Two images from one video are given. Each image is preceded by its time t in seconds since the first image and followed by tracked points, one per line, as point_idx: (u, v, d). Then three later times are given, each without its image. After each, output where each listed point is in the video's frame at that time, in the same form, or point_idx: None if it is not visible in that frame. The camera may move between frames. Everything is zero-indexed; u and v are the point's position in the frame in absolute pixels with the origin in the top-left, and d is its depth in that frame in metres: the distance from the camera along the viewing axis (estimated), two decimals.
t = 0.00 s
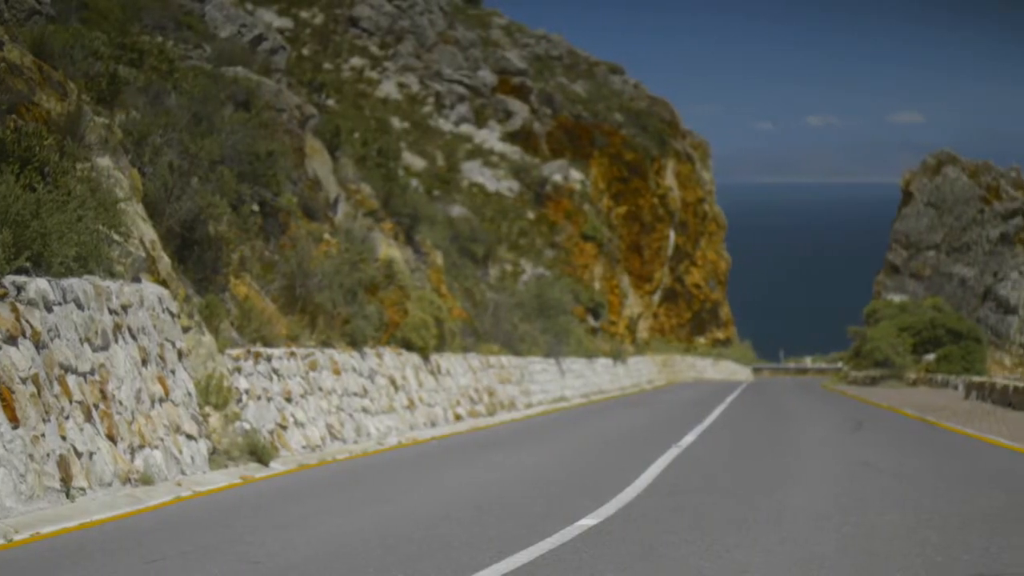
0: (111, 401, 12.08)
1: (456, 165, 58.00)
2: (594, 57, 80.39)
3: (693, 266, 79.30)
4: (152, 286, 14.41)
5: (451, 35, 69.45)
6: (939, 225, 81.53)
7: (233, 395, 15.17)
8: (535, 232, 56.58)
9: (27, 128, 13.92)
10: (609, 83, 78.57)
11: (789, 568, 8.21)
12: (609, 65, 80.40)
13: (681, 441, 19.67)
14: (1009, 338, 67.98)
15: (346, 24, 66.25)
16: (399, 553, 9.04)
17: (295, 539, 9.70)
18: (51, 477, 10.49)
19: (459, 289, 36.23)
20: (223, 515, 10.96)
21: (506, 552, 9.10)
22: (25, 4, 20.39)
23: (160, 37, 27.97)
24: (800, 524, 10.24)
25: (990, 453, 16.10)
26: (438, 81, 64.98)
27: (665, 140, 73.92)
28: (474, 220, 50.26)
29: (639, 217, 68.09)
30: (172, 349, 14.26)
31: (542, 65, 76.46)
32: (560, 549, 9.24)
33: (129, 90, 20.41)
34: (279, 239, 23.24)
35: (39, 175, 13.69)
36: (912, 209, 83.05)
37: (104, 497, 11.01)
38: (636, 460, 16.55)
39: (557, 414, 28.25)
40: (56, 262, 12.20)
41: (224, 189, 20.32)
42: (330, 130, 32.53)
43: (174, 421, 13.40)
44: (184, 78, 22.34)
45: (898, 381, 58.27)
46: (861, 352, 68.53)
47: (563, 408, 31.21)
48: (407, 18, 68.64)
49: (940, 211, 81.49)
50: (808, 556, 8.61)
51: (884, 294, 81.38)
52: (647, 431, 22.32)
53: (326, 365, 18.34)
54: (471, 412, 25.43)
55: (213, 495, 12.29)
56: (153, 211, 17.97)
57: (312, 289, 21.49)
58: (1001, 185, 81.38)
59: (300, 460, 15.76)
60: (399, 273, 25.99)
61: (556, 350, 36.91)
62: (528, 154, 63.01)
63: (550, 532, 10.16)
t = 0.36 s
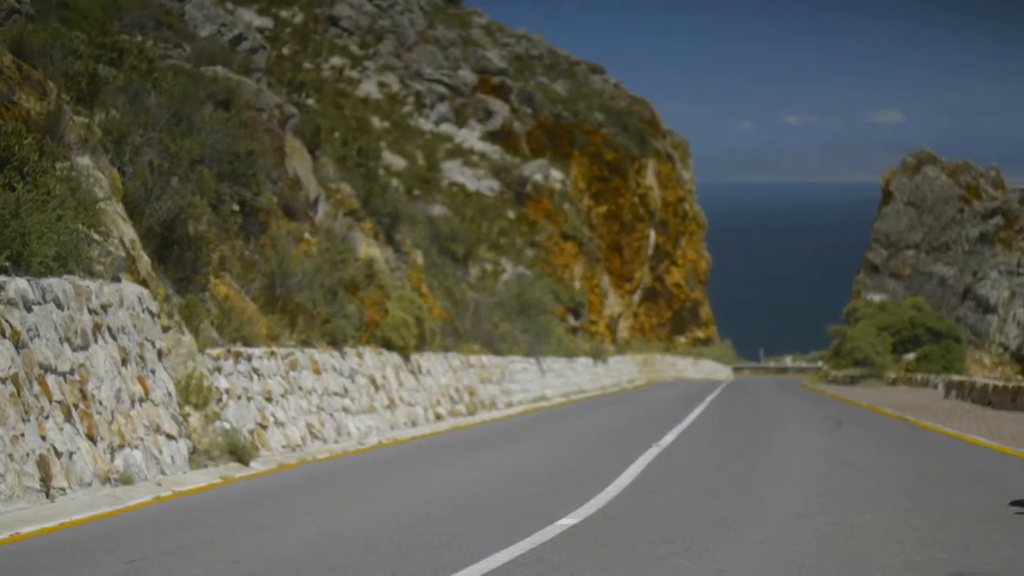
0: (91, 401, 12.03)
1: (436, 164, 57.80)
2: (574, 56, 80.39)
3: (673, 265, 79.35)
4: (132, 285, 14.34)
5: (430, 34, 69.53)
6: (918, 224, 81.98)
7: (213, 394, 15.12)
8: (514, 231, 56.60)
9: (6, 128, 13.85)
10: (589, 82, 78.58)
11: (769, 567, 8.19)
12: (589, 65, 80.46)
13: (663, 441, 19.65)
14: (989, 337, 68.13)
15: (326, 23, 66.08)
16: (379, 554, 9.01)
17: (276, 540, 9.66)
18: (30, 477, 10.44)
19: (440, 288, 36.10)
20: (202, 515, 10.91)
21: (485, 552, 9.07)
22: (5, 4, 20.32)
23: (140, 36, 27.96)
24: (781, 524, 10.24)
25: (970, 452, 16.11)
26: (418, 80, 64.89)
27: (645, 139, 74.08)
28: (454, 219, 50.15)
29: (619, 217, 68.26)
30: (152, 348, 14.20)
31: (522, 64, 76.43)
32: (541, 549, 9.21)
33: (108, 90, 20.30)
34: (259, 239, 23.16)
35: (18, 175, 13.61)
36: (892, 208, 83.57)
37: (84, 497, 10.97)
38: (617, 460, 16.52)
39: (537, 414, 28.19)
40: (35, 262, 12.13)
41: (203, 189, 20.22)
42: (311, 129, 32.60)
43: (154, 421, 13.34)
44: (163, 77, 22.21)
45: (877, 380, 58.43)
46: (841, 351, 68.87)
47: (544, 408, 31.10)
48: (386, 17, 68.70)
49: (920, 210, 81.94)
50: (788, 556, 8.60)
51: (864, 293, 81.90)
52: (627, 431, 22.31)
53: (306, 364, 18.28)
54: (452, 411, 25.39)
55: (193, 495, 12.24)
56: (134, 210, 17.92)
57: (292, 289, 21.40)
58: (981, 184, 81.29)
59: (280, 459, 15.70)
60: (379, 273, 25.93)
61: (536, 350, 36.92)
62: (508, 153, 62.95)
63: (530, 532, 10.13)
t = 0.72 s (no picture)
0: (63, 401, 11.98)
1: (408, 164, 57.72)
2: (546, 56, 80.46)
3: (645, 265, 79.52)
4: (104, 285, 14.29)
5: (402, 34, 69.68)
6: (890, 224, 82.53)
7: (185, 394, 15.09)
8: (487, 231, 56.65)
9: None
10: (560, 82, 78.68)
11: (741, 567, 8.23)
12: (561, 65, 80.58)
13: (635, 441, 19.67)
14: (959, 337, 68.77)
15: (298, 23, 65.90)
16: (352, 553, 9.02)
17: (249, 539, 9.66)
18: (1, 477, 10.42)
19: (412, 288, 36.05)
20: (175, 515, 10.89)
21: (457, 552, 9.08)
22: None
23: (112, 36, 27.86)
24: (753, 523, 10.28)
25: (940, 451, 16.22)
26: (390, 80, 64.87)
27: (617, 139, 74.23)
28: (426, 220, 50.08)
29: (592, 217, 68.46)
30: (123, 348, 14.15)
31: (494, 64, 76.43)
32: (513, 549, 9.22)
33: (79, 90, 20.22)
34: (231, 240, 23.16)
35: None
36: (864, 208, 84.16)
37: (56, 498, 10.94)
38: (589, 460, 16.53)
39: (510, 413, 28.18)
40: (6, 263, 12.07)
41: (175, 188, 20.15)
42: (283, 130, 32.53)
43: (125, 421, 13.30)
44: (135, 76, 22.07)
45: (848, 379, 58.83)
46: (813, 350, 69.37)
47: (516, 407, 31.04)
48: (358, 17, 68.74)
49: (893, 209, 82.41)
50: (760, 555, 8.64)
51: (836, 293, 82.45)
52: (599, 430, 22.32)
53: (278, 364, 18.26)
54: (424, 411, 25.39)
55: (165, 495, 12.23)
56: (105, 210, 17.86)
57: (264, 289, 21.35)
58: (952, 183, 81.23)
59: (253, 459, 15.68)
60: (351, 272, 25.92)
61: (508, 349, 36.97)
62: (480, 153, 62.94)
63: (502, 532, 10.13)
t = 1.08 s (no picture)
0: (27, 401, 11.87)
1: (374, 163, 57.55)
2: (511, 55, 80.48)
3: (612, 264, 79.68)
4: (69, 285, 14.18)
5: (368, 33, 69.92)
6: (855, 223, 83.10)
7: (150, 394, 15.00)
8: (453, 231, 56.61)
9: None
10: (526, 81, 78.73)
11: (707, 565, 8.24)
12: (527, 65, 80.65)
13: (601, 440, 19.59)
14: (924, 336, 69.44)
15: (263, 22, 65.55)
16: (318, 553, 9.00)
17: (215, 539, 9.62)
18: None
19: (378, 288, 35.90)
20: (139, 516, 10.81)
21: (422, 552, 9.06)
22: None
23: (76, 34, 27.60)
24: (718, 522, 10.32)
25: (905, 451, 16.32)
26: (355, 79, 64.79)
27: (582, 139, 74.36)
28: (392, 220, 49.95)
29: (557, 216, 68.58)
30: (88, 348, 14.05)
31: (460, 63, 76.36)
32: (478, 549, 9.20)
33: (43, 89, 20.06)
34: (196, 239, 23.07)
35: None
36: (829, 207, 84.73)
37: (20, 499, 10.87)
38: (556, 460, 16.46)
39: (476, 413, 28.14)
40: None
41: (141, 187, 20.02)
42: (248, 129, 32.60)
43: (90, 421, 13.20)
44: (100, 76, 21.94)
45: (814, 378, 59.20)
46: (779, 349, 69.87)
47: (483, 407, 31.04)
48: (323, 17, 68.57)
49: (858, 209, 82.97)
50: (726, 555, 8.68)
51: (801, 292, 82.86)
52: (565, 431, 22.21)
53: (244, 364, 18.18)
54: (390, 411, 25.35)
55: (130, 495, 12.16)
56: (69, 210, 17.75)
57: (229, 288, 21.26)
58: (917, 183, 81.45)
59: (218, 459, 15.63)
60: (317, 272, 25.85)
61: (474, 349, 36.93)
62: (446, 152, 62.88)
63: (467, 532, 10.11)
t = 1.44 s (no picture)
0: None
1: (334, 163, 57.28)
2: (472, 55, 80.45)
3: (572, 264, 79.83)
4: (28, 285, 14.05)
5: (328, 33, 69.81)
6: (815, 223, 83.55)
7: (111, 395, 14.88)
8: (413, 231, 56.50)
9: None
10: (487, 81, 78.75)
11: (669, 565, 8.27)
12: (488, 65, 80.63)
13: (562, 441, 19.56)
14: (884, 335, 70.05)
15: (223, 22, 64.81)
16: (280, 553, 8.98)
17: (176, 539, 9.58)
18: None
19: (339, 288, 35.71)
20: (98, 516, 10.74)
21: (383, 552, 9.05)
22: None
23: (35, 34, 27.40)
24: (679, 521, 10.36)
25: (866, 450, 16.43)
26: (316, 79, 64.55)
27: (543, 138, 74.44)
28: (353, 219, 49.78)
29: (518, 216, 68.62)
30: (48, 349, 13.93)
31: (421, 63, 76.24)
32: (439, 549, 9.20)
33: (1, 88, 19.87)
34: (156, 239, 22.94)
35: None
36: (789, 207, 85.08)
37: None
38: (516, 460, 16.43)
39: (436, 414, 28.12)
40: None
41: (101, 187, 19.88)
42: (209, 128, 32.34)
43: (50, 422, 13.09)
44: (60, 75, 21.76)
45: (775, 377, 59.58)
46: (739, 349, 70.27)
47: (443, 407, 31.01)
48: (284, 16, 68.29)
49: (817, 209, 83.50)
50: (686, 554, 8.72)
51: (762, 292, 83.08)
52: (526, 431, 22.16)
53: (204, 364, 18.08)
54: (350, 411, 25.28)
55: (89, 496, 12.07)
56: (28, 209, 17.58)
57: (189, 289, 21.12)
58: (877, 183, 81.87)
59: (179, 460, 15.55)
60: (277, 272, 25.72)
61: (434, 349, 36.88)
62: (406, 152, 62.78)
63: (428, 532, 10.10)
